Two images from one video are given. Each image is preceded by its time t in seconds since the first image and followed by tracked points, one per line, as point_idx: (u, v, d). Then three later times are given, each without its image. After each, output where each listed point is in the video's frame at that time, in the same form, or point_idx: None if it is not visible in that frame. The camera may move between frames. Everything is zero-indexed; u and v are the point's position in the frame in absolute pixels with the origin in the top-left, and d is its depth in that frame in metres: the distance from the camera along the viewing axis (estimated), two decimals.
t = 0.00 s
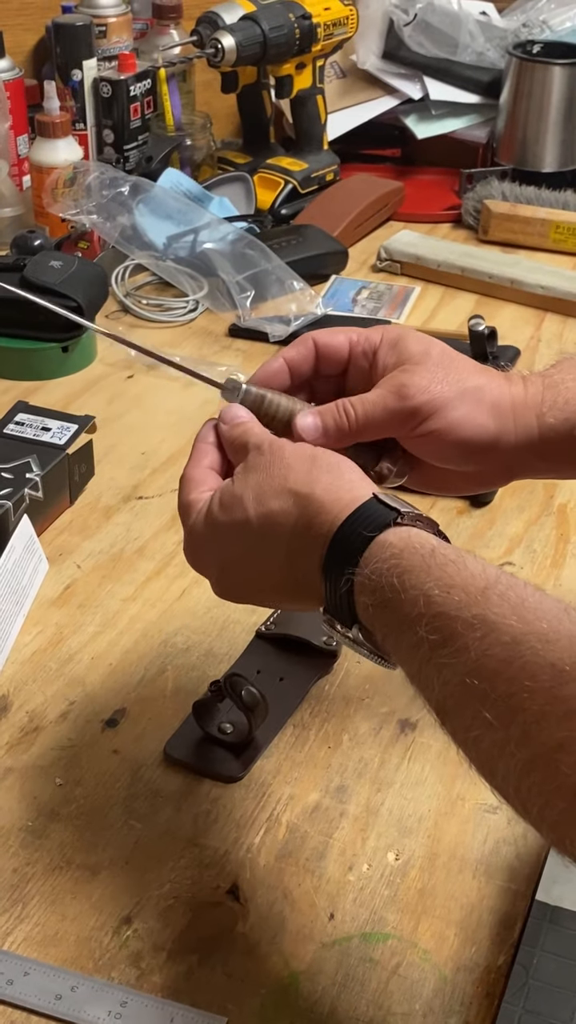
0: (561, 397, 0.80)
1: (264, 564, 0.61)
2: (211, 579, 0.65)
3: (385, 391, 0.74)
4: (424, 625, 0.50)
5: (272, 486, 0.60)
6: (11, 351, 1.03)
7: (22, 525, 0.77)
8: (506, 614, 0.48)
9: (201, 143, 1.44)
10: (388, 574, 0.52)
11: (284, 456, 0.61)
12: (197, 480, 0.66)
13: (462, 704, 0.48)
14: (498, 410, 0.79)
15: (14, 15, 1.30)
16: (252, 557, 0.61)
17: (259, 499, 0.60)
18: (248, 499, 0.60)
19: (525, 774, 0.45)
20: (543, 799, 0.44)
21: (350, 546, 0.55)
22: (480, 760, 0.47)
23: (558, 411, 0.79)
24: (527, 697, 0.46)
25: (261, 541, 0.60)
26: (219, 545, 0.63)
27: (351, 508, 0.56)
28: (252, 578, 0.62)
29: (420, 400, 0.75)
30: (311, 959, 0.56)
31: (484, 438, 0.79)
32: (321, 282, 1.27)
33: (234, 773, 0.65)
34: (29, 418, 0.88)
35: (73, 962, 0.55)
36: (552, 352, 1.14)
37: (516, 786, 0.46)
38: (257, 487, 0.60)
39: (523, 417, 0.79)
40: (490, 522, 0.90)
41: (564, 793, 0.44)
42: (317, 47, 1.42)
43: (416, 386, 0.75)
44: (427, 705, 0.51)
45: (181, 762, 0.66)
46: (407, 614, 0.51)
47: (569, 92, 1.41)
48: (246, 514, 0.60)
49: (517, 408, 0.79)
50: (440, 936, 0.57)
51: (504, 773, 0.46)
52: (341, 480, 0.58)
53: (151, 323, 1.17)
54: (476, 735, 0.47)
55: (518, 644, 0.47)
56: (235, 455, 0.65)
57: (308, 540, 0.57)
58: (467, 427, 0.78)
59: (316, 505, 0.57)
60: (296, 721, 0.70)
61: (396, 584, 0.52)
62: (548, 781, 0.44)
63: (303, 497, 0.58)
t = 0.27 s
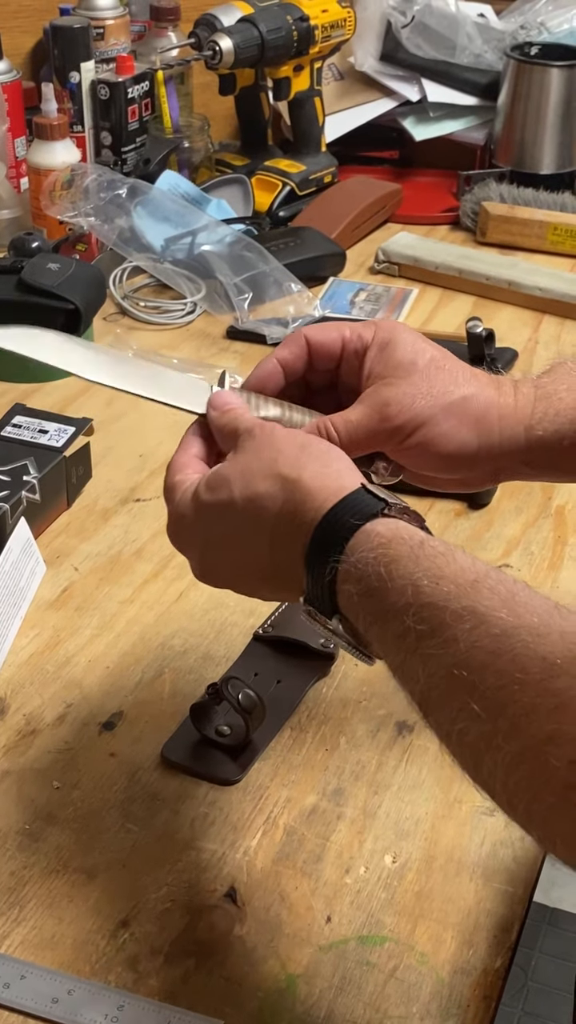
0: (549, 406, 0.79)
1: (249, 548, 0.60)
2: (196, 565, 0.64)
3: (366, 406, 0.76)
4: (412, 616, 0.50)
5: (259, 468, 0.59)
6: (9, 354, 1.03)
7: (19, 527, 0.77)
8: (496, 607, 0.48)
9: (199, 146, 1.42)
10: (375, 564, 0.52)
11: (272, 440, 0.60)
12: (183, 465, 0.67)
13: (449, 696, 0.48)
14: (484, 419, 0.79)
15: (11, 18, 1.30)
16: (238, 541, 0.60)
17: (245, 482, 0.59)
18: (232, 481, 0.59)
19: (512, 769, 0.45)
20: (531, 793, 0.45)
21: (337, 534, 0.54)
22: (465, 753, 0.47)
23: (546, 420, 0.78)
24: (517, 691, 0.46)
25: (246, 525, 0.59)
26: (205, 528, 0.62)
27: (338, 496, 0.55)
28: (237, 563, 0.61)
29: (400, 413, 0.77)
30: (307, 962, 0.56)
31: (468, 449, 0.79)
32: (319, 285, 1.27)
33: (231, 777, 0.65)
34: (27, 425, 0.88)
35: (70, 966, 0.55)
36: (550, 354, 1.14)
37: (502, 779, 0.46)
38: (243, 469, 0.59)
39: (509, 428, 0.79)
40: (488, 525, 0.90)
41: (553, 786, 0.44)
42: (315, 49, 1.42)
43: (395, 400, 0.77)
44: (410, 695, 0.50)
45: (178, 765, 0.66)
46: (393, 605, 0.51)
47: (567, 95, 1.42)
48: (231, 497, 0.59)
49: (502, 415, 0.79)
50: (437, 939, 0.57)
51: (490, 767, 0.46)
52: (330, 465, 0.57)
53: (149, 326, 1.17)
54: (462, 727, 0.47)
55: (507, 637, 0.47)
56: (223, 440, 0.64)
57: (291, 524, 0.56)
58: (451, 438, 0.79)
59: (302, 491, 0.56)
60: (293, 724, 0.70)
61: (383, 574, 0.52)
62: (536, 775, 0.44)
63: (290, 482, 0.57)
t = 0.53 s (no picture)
0: (541, 369, 0.78)
1: (203, 586, 0.59)
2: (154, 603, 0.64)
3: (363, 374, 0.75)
4: (360, 642, 0.48)
5: (201, 507, 0.58)
6: (9, 355, 1.04)
7: (18, 527, 0.78)
8: (443, 626, 0.46)
9: (198, 147, 1.43)
10: (320, 593, 0.50)
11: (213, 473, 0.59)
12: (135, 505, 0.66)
13: (405, 722, 0.46)
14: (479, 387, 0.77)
15: (11, 19, 1.30)
16: (192, 580, 0.60)
17: (189, 521, 0.58)
18: (176, 521, 0.59)
19: (475, 790, 0.44)
20: (497, 810, 0.43)
21: (281, 566, 0.53)
22: (428, 777, 0.46)
23: (540, 384, 0.77)
24: (471, 711, 0.44)
25: (198, 563, 0.59)
26: (158, 571, 0.61)
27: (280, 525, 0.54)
28: (194, 601, 0.61)
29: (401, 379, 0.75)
30: (309, 962, 0.56)
31: (469, 418, 0.77)
32: (318, 286, 1.27)
33: (231, 779, 0.65)
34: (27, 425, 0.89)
35: (71, 967, 0.55)
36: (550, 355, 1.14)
37: (467, 799, 0.44)
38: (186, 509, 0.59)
39: (506, 394, 0.77)
40: (488, 525, 0.90)
41: (518, 801, 0.42)
42: (315, 50, 1.42)
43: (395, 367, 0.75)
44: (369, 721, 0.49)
45: (179, 767, 0.66)
46: (341, 631, 0.49)
47: (567, 96, 1.42)
48: (177, 537, 0.59)
49: (493, 380, 0.77)
50: (439, 940, 0.57)
51: (452, 788, 0.45)
52: (271, 494, 0.57)
53: (149, 326, 1.17)
54: (420, 751, 0.46)
55: (456, 656, 0.45)
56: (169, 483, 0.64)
57: (239, 559, 0.56)
58: (450, 407, 0.77)
59: (245, 524, 0.55)
60: (294, 725, 0.70)
61: (328, 604, 0.50)
62: (499, 792, 0.43)
63: (232, 516, 0.56)
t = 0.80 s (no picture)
0: (542, 372, 0.83)
1: (195, 594, 0.61)
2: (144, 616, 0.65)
3: (369, 397, 0.77)
4: (360, 648, 0.49)
5: (192, 516, 0.60)
6: (6, 356, 1.04)
7: (17, 528, 0.77)
8: (443, 632, 0.47)
9: (196, 149, 1.44)
10: (319, 599, 0.52)
11: (201, 483, 0.61)
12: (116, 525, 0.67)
13: (404, 729, 0.47)
14: (484, 394, 0.81)
15: (9, 20, 1.30)
16: (183, 589, 0.61)
17: (181, 531, 0.60)
18: (169, 532, 0.61)
19: (472, 799, 0.44)
20: (493, 822, 0.43)
21: (278, 572, 0.54)
22: (426, 785, 0.46)
23: (542, 386, 0.82)
24: (471, 719, 0.44)
25: (189, 572, 0.60)
26: (148, 581, 0.63)
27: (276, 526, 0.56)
28: (185, 610, 0.62)
29: (404, 398, 0.77)
30: (306, 961, 0.56)
31: (476, 420, 0.81)
32: (316, 287, 1.27)
33: (228, 779, 0.65)
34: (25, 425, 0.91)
35: (69, 966, 0.55)
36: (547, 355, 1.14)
37: (464, 808, 0.45)
38: (178, 519, 0.61)
39: (509, 395, 0.82)
40: (485, 525, 0.90)
41: (515, 813, 0.42)
42: (312, 52, 1.42)
43: (397, 387, 0.77)
44: (368, 727, 0.50)
45: (177, 767, 0.66)
46: (342, 636, 0.51)
47: (564, 97, 1.42)
48: (170, 546, 0.60)
49: (496, 386, 0.82)
50: (436, 939, 0.57)
51: (451, 797, 0.45)
52: (262, 496, 0.59)
53: (147, 328, 1.17)
54: (419, 759, 0.46)
55: (456, 663, 0.46)
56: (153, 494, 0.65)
57: (233, 562, 0.57)
58: (457, 417, 0.80)
59: (238, 529, 0.57)
60: (292, 725, 0.70)
61: (327, 608, 0.51)
62: (497, 803, 0.43)
63: (226, 523, 0.58)
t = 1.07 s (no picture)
0: (531, 328, 0.84)
1: (159, 608, 0.60)
2: (107, 628, 0.64)
3: (370, 327, 0.80)
4: (335, 663, 0.49)
5: (151, 528, 0.58)
6: (4, 357, 1.04)
7: (15, 525, 0.76)
8: (419, 647, 0.47)
9: (194, 149, 1.44)
10: (290, 613, 0.51)
11: (159, 489, 0.59)
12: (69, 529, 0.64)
13: (383, 746, 0.47)
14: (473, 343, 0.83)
15: (7, 21, 1.30)
16: (144, 600, 0.60)
17: (141, 545, 0.58)
18: (128, 545, 0.59)
19: (456, 819, 0.44)
20: (478, 842, 0.43)
21: (247, 585, 0.53)
22: (406, 803, 0.46)
23: (531, 341, 0.83)
24: (452, 737, 0.44)
25: (151, 586, 0.59)
26: (109, 594, 0.61)
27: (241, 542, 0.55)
28: (147, 623, 0.61)
29: (401, 333, 0.80)
30: (303, 959, 0.56)
31: (465, 367, 0.83)
32: (313, 288, 1.28)
33: (225, 776, 0.65)
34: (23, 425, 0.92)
35: (66, 963, 0.55)
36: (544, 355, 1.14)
37: (447, 827, 0.45)
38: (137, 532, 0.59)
39: (499, 348, 0.83)
40: (482, 525, 0.90)
41: (502, 834, 0.42)
42: (309, 53, 1.43)
43: (394, 323, 0.80)
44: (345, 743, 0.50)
45: (173, 765, 0.66)
46: (316, 652, 0.50)
47: (560, 98, 1.43)
48: (131, 562, 0.59)
49: (488, 337, 0.84)
50: (432, 936, 0.57)
51: (432, 816, 0.45)
52: (223, 508, 0.58)
53: (144, 328, 1.17)
54: (400, 777, 0.46)
55: (435, 679, 0.46)
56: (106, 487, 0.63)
57: (199, 579, 0.56)
58: (445, 361, 0.82)
59: (203, 547, 0.56)
60: (289, 723, 0.70)
61: (300, 622, 0.51)
62: (483, 823, 0.43)
63: (188, 538, 0.57)
